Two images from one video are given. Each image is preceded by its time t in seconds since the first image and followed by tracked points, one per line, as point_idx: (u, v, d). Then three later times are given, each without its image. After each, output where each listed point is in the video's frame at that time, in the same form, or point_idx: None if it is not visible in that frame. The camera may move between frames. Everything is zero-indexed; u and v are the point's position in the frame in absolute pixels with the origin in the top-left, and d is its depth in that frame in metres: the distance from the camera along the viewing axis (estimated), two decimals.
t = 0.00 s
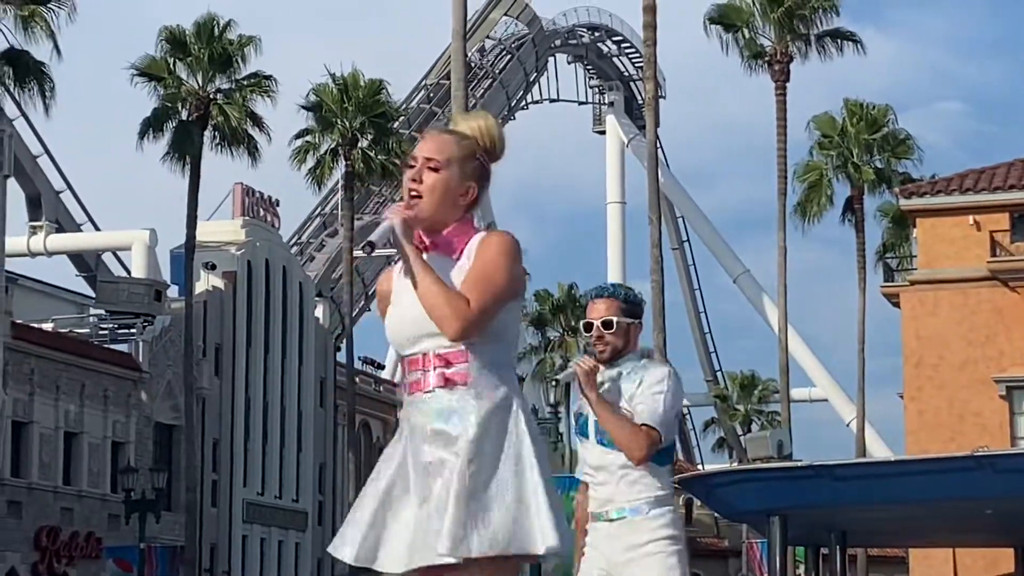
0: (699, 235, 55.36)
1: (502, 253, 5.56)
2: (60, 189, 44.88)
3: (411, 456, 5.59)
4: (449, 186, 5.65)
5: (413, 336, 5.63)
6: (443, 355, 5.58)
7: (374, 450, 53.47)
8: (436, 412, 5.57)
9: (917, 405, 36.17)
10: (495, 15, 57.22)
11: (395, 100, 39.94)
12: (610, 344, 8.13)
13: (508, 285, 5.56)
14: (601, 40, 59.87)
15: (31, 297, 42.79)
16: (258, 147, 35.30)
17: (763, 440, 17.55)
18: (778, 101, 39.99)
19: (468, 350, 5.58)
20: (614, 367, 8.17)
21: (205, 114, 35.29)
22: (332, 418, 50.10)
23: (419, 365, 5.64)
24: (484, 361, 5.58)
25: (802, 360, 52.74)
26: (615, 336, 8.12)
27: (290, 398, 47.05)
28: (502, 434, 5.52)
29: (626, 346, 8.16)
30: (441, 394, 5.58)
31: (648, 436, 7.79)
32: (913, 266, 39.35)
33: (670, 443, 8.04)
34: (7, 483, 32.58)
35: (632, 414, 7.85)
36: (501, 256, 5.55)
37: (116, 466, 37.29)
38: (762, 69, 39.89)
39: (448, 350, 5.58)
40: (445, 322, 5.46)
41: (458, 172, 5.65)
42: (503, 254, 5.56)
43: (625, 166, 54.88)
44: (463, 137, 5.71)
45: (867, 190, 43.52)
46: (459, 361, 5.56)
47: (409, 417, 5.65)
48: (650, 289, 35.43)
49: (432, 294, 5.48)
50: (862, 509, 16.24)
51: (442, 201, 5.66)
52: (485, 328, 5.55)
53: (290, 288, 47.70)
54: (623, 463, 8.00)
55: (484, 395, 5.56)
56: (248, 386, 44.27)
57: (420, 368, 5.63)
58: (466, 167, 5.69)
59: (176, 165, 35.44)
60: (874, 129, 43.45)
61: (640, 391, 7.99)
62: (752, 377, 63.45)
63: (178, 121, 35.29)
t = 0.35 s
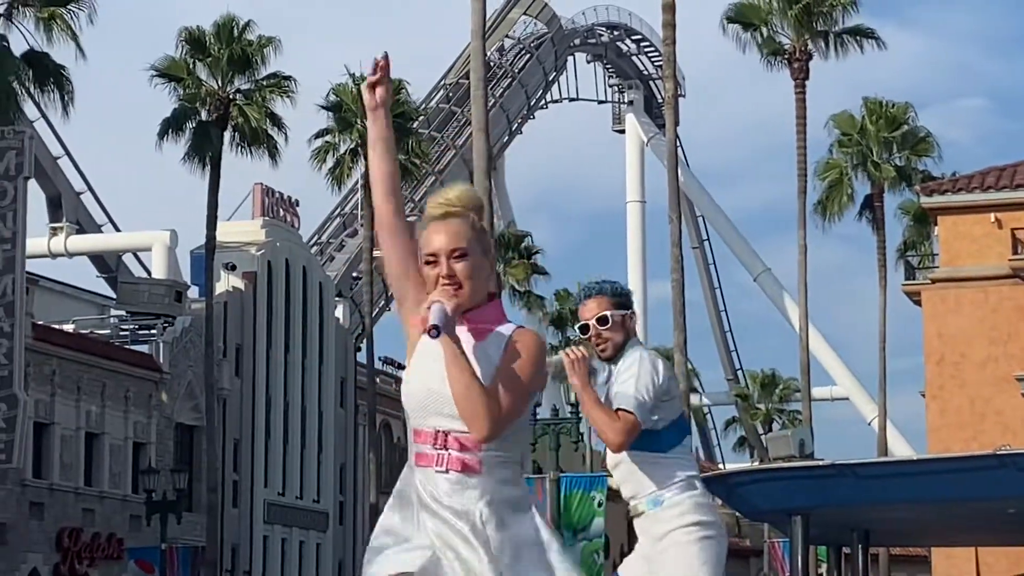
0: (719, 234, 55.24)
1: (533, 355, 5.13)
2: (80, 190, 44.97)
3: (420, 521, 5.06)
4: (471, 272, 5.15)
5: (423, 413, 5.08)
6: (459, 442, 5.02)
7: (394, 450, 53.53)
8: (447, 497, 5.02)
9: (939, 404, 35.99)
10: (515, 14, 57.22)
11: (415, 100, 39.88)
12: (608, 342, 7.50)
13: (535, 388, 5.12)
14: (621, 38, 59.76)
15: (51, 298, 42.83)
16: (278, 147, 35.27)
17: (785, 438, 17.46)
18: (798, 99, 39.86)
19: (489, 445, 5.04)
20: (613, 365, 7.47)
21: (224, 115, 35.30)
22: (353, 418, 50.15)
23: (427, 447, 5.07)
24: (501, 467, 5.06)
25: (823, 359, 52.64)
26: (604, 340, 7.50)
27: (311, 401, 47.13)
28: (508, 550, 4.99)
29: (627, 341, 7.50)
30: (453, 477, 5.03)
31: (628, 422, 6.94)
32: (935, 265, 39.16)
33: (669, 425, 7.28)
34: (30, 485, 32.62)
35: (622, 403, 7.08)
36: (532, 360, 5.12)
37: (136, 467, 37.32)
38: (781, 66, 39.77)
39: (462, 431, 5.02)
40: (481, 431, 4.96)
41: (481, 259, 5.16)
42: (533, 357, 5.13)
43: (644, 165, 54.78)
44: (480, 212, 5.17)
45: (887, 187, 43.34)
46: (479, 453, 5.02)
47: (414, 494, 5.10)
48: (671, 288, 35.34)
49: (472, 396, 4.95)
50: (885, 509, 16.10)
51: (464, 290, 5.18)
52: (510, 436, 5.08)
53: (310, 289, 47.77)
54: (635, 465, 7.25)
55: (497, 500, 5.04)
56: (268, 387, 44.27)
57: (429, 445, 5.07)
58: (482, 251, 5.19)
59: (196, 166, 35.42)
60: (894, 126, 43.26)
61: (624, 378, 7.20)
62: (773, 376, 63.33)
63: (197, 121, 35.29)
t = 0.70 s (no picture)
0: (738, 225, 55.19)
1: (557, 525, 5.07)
2: (101, 181, 45.11)
3: None
4: (493, 447, 5.05)
5: None
6: None
7: (415, 440, 53.62)
8: None
9: (960, 394, 35.94)
10: (534, 5, 57.20)
11: (435, 91, 39.87)
12: (564, 372, 6.90)
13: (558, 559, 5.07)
14: (640, 29, 59.65)
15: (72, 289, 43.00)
16: (297, 139, 35.31)
17: (806, 429, 17.48)
18: (818, 90, 39.81)
19: None
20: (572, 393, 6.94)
21: (245, 107, 35.34)
22: (373, 408, 50.21)
23: None
24: None
25: (843, 349, 52.59)
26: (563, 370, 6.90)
27: (332, 392, 47.23)
28: None
29: (584, 370, 6.93)
30: None
31: (608, 451, 6.68)
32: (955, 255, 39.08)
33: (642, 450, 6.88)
34: (52, 476, 32.75)
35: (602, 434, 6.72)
36: (556, 529, 5.06)
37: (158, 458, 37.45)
38: (801, 56, 39.76)
39: None
40: None
41: (499, 431, 5.08)
42: (556, 527, 5.07)
43: (664, 156, 54.71)
44: (483, 379, 5.14)
45: (908, 178, 43.26)
46: None
47: None
48: (691, 278, 35.33)
49: None
50: (907, 501, 16.07)
51: (490, 461, 5.05)
52: None
53: (331, 279, 47.87)
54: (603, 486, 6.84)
55: None
56: (289, 377, 44.33)
57: None
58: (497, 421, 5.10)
59: (216, 158, 35.49)
60: (914, 117, 43.15)
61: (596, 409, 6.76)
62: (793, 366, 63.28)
63: (217, 113, 35.34)
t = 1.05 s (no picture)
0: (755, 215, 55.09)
1: (557, 369, 5.20)
2: (118, 171, 45.24)
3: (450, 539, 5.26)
4: (496, 287, 5.20)
5: (449, 449, 5.22)
6: (484, 482, 5.17)
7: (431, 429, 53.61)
8: (477, 539, 5.21)
9: (977, 382, 35.85)
10: None
11: (451, 81, 39.86)
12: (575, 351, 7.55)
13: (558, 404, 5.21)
14: (656, 18, 59.54)
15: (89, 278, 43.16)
16: (313, 128, 35.31)
17: (822, 418, 17.45)
18: (835, 78, 39.72)
19: (517, 475, 5.18)
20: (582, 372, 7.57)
21: (260, 96, 35.37)
22: (389, 397, 50.23)
23: (456, 488, 5.22)
24: (529, 496, 5.21)
25: (859, 339, 52.49)
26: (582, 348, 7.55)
27: (348, 382, 47.29)
28: None
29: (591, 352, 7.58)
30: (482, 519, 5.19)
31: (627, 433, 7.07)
32: (972, 244, 39.00)
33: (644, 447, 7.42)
34: (68, 465, 32.83)
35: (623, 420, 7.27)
36: (557, 374, 5.19)
37: (174, 447, 37.52)
38: (817, 44, 39.67)
39: (488, 470, 5.15)
40: (518, 457, 5.03)
41: (505, 273, 5.23)
42: (557, 372, 5.20)
43: (680, 145, 54.60)
44: (494, 222, 5.29)
45: (923, 167, 43.21)
46: (506, 489, 5.17)
47: (447, 532, 5.28)
48: (707, 267, 35.34)
49: (511, 426, 5.00)
50: (922, 488, 16.07)
51: (490, 301, 5.20)
52: (539, 457, 5.20)
53: (347, 269, 47.93)
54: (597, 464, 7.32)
55: (525, 531, 5.18)
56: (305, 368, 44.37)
57: (458, 487, 5.22)
58: (503, 268, 5.26)
59: (232, 148, 35.53)
60: (930, 105, 43.02)
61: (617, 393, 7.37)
62: (810, 356, 63.19)
63: (233, 103, 35.34)
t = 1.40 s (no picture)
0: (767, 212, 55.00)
1: (567, 288, 5.54)
2: (131, 169, 45.34)
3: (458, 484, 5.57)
4: (509, 207, 5.56)
5: (458, 370, 5.56)
6: (491, 406, 5.49)
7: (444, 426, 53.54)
8: (481, 470, 5.54)
9: (991, 380, 35.77)
10: None
11: (464, 78, 39.85)
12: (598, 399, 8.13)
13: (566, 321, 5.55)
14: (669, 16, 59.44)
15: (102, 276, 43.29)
16: (326, 125, 35.35)
17: (836, 416, 17.43)
18: (848, 76, 39.66)
19: (522, 399, 5.52)
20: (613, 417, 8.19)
21: (274, 94, 35.39)
22: (403, 395, 50.19)
23: (462, 415, 5.55)
24: (534, 421, 5.55)
25: (872, 337, 52.41)
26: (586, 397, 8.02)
27: (361, 380, 47.27)
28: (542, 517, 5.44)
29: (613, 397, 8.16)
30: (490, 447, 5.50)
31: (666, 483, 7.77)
32: (986, 240, 38.93)
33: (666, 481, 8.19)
34: (82, 462, 32.89)
35: (644, 463, 7.82)
36: (567, 292, 5.53)
37: (188, 445, 37.58)
38: (831, 41, 39.58)
39: (495, 394, 5.49)
40: (530, 366, 5.36)
41: (514, 195, 5.59)
42: (568, 290, 5.54)
43: (692, 143, 54.51)
44: (506, 149, 5.63)
45: (937, 164, 43.14)
46: (511, 416, 5.49)
47: (455, 463, 5.60)
48: (721, 265, 35.25)
49: (523, 339, 5.34)
50: (935, 486, 16.08)
51: (504, 218, 5.55)
52: (544, 380, 5.54)
53: (360, 266, 47.93)
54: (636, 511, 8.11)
55: (529, 467, 5.50)
56: (319, 366, 44.42)
57: (464, 414, 5.54)
58: (514, 192, 5.61)
59: (246, 145, 35.55)
60: (944, 102, 42.93)
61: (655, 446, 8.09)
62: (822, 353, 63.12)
63: (246, 101, 35.35)
